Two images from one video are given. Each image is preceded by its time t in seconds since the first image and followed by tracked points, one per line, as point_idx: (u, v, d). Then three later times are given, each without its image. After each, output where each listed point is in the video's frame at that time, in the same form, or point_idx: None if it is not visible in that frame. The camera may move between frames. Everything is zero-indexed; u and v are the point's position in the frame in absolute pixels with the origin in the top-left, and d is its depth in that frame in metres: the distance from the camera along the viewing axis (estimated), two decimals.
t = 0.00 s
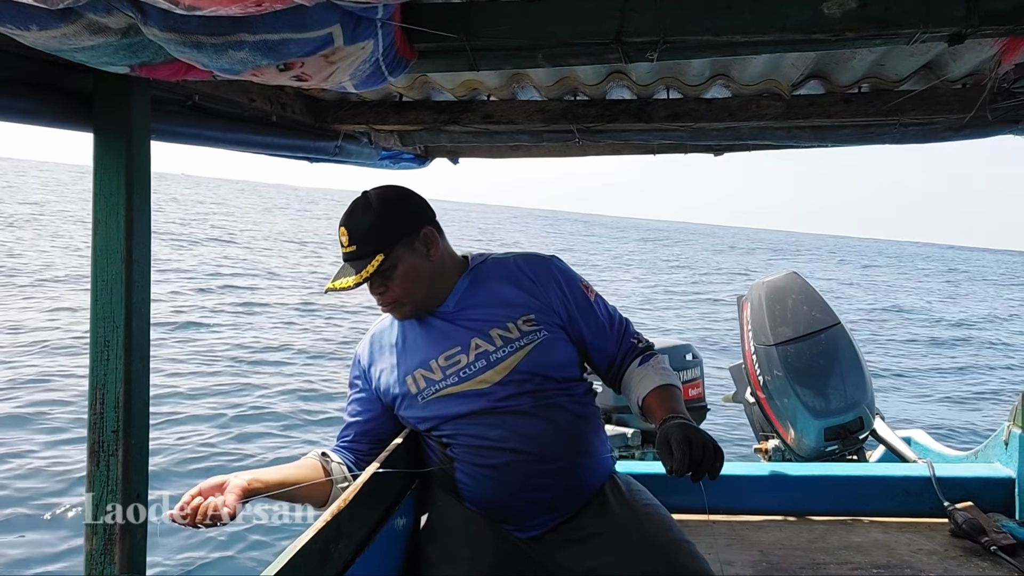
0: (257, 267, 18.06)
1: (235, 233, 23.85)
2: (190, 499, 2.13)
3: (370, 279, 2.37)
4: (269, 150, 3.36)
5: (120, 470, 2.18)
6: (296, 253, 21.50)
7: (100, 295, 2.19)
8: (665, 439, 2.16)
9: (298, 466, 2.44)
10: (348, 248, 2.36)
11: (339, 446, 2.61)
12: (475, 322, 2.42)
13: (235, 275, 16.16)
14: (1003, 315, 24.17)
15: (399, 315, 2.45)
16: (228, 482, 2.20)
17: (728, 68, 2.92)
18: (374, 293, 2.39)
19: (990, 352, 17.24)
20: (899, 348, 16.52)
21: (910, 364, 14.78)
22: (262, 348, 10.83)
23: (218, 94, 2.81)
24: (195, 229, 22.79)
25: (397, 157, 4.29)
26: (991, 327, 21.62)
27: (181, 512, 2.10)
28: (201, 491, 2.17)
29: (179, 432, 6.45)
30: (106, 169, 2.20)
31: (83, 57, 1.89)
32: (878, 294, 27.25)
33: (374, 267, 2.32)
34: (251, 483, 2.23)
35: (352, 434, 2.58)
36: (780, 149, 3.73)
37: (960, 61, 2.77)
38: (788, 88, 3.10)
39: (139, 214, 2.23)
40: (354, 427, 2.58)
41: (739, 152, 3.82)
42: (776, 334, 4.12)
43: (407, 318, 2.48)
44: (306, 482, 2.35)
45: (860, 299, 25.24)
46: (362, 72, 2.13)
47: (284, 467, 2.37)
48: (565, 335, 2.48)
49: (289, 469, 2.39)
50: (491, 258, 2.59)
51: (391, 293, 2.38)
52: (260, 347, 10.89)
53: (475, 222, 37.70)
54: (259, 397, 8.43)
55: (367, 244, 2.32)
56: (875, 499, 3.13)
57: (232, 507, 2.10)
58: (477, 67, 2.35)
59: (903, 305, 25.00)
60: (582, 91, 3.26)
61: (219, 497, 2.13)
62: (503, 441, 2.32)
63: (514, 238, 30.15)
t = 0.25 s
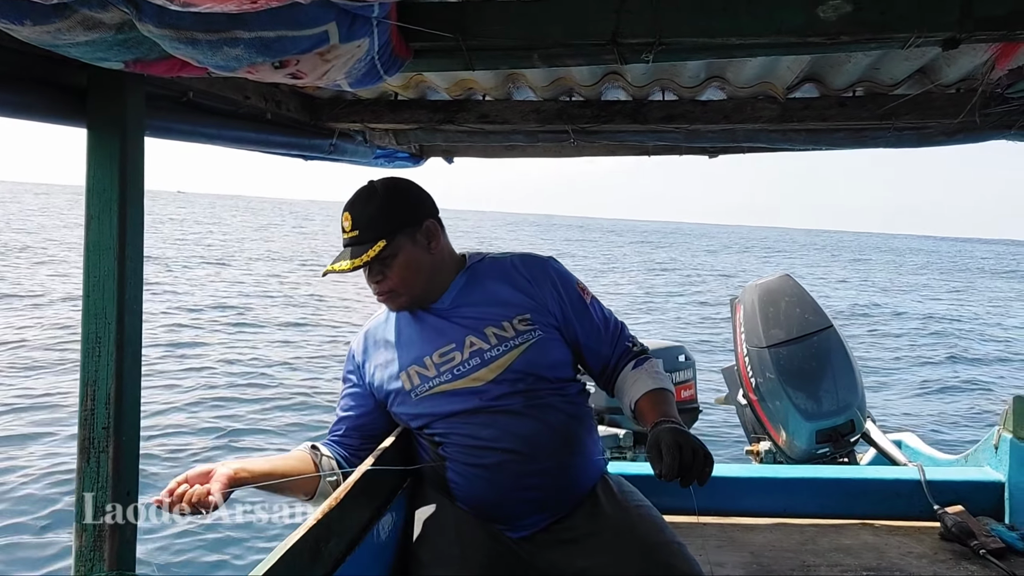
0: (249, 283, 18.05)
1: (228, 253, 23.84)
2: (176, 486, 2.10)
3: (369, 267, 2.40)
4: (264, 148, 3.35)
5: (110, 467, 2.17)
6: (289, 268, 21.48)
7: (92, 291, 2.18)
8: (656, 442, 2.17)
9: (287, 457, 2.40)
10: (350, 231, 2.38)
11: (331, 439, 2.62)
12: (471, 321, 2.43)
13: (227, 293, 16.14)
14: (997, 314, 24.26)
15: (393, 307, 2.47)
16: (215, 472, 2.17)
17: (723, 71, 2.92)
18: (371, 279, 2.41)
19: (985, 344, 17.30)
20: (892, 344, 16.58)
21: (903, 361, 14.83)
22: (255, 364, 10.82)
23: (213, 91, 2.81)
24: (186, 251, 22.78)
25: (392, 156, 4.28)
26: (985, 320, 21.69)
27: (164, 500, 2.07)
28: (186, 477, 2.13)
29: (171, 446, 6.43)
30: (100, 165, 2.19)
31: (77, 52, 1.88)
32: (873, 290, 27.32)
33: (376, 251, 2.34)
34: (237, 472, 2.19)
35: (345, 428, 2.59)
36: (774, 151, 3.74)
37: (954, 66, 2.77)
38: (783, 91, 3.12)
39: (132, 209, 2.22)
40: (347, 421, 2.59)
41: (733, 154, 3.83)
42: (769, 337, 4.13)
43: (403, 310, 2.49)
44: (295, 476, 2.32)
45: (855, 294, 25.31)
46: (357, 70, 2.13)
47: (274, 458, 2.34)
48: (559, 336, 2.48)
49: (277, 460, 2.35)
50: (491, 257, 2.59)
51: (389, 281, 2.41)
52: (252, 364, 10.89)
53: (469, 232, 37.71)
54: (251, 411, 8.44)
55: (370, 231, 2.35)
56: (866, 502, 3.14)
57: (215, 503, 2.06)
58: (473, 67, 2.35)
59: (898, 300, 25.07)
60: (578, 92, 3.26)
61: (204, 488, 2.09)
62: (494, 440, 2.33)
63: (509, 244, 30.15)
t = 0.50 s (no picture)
0: (243, 306, 18.04)
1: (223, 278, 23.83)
2: (169, 491, 2.07)
3: (383, 234, 2.42)
4: (259, 149, 3.36)
5: (103, 466, 2.17)
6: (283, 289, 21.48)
7: (85, 294, 2.19)
8: (657, 449, 2.18)
9: (280, 452, 2.38)
10: (377, 198, 2.43)
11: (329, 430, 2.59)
12: (476, 318, 2.42)
13: (220, 318, 16.12)
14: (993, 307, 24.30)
15: (393, 286, 2.46)
16: (208, 473, 2.14)
17: (717, 71, 2.93)
18: (384, 251, 2.44)
19: (980, 334, 17.36)
20: (887, 337, 16.63)
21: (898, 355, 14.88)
22: (250, 388, 10.83)
23: (208, 90, 2.84)
24: (180, 278, 22.78)
25: (387, 155, 4.28)
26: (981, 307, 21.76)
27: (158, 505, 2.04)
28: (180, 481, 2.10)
29: (166, 468, 6.43)
30: (93, 164, 2.18)
31: (71, 52, 1.88)
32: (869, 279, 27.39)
33: (396, 219, 2.38)
34: (231, 473, 2.17)
35: (344, 420, 2.56)
36: (768, 151, 3.75)
37: (949, 66, 2.78)
38: (777, 91, 3.12)
39: (126, 208, 2.22)
40: (346, 412, 2.56)
41: (728, 154, 3.84)
42: (762, 336, 4.14)
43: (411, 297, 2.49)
44: (288, 474, 2.31)
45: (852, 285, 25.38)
46: (352, 69, 2.13)
47: (266, 455, 2.32)
48: (563, 339, 2.49)
49: (270, 455, 2.33)
50: (499, 257, 2.59)
51: (400, 257, 2.42)
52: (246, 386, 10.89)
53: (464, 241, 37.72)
54: (246, 437, 8.45)
55: (393, 203, 2.40)
56: (860, 501, 3.15)
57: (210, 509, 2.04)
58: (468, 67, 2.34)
59: (893, 288, 25.13)
60: (572, 92, 3.27)
61: (198, 493, 2.07)
62: (494, 440, 2.33)
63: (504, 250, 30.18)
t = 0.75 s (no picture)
0: (240, 322, 18.01)
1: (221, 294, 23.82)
2: (178, 505, 2.05)
3: (407, 226, 2.48)
4: (255, 150, 3.36)
5: (102, 471, 2.16)
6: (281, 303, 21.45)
7: (82, 299, 2.18)
8: (665, 454, 2.21)
9: (285, 455, 2.36)
10: (402, 191, 2.49)
11: (336, 421, 2.57)
12: (492, 317, 2.42)
13: (218, 336, 16.10)
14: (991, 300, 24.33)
15: (412, 279, 2.50)
16: (215, 484, 2.13)
17: (714, 69, 2.93)
18: (405, 242, 2.49)
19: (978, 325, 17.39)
20: (884, 332, 16.67)
21: (896, 349, 14.91)
22: (250, 403, 10.82)
23: (204, 93, 2.82)
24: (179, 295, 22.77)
25: (384, 157, 4.28)
26: (979, 294, 21.80)
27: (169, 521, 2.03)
28: (188, 495, 2.09)
29: (166, 485, 6.42)
30: (89, 167, 2.18)
31: (67, 55, 1.87)
32: (867, 272, 27.42)
33: (423, 212, 2.44)
34: (238, 481, 2.15)
35: (354, 412, 2.55)
36: (764, 150, 3.76)
37: (944, 62, 2.78)
38: (774, 89, 3.12)
39: (123, 212, 2.21)
40: (355, 404, 2.55)
41: (725, 152, 3.84)
42: (760, 333, 4.15)
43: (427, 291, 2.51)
44: (294, 477, 2.30)
45: (849, 279, 25.40)
46: (348, 71, 2.13)
47: (271, 460, 2.30)
48: (577, 343, 2.50)
49: (275, 460, 2.32)
50: (515, 258, 2.60)
51: (422, 250, 2.47)
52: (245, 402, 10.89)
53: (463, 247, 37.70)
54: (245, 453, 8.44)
55: (419, 198, 2.45)
56: (859, 497, 3.15)
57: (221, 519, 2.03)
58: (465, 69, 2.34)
59: (890, 280, 25.17)
60: (569, 92, 3.27)
61: (208, 504, 2.05)
62: (503, 440, 2.33)
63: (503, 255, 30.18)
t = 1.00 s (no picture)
0: (241, 320, 17.99)
1: (222, 292, 23.81)
2: (193, 510, 2.00)
3: (438, 219, 2.41)
4: (256, 152, 3.36)
5: (108, 475, 2.17)
6: (282, 301, 21.44)
7: (84, 304, 2.18)
8: (682, 460, 2.21)
9: (296, 452, 2.32)
10: (435, 183, 2.42)
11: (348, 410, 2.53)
12: (514, 317, 2.42)
13: (219, 335, 16.08)
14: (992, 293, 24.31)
15: (439, 273, 2.45)
16: (229, 487, 2.08)
17: (714, 67, 2.93)
18: (436, 236, 2.42)
19: (979, 316, 17.38)
20: (885, 325, 16.66)
21: (898, 342, 14.91)
22: (252, 402, 10.83)
23: (204, 96, 2.81)
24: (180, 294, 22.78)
25: (385, 158, 4.28)
26: (979, 285, 21.78)
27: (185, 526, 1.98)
28: (202, 498, 2.04)
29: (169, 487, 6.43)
30: (90, 172, 2.18)
31: (66, 60, 1.87)
32: (867, 264, 27.41)
33: (457, 207, 2.38)
34: (252, 483, 2.10)
35: (367, 403, 2.51)
36: (764, 147, 3.76)
37: (944, 57, 2.79)
38: (773, 86, 3.12)
39: (124, 216, 2.21)
40: (370, 395, 2.52)
41: (725, 150, 3.84)
42: (763, 331, 4.15)
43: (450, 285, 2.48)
44: (305, 477, 2.25)
45: (848, 272, 25.39)
46: (347, 72, 2.12)
47: (283, 461, 2.25)
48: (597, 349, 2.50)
49: (287, 458, 2.27)
50: (539, 260, 2.60)
51: (452, 245, 2.41)
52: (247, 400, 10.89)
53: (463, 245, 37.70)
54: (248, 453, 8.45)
55: (452, 192, 2.40)
56: (864, 493, 3.16)
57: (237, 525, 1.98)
58: (464, 68, 2.34)
59: (890, 273, 25.17)
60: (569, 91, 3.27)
61: (224, 510, 2.01)
62: (519, 440, 2.33)
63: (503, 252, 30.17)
